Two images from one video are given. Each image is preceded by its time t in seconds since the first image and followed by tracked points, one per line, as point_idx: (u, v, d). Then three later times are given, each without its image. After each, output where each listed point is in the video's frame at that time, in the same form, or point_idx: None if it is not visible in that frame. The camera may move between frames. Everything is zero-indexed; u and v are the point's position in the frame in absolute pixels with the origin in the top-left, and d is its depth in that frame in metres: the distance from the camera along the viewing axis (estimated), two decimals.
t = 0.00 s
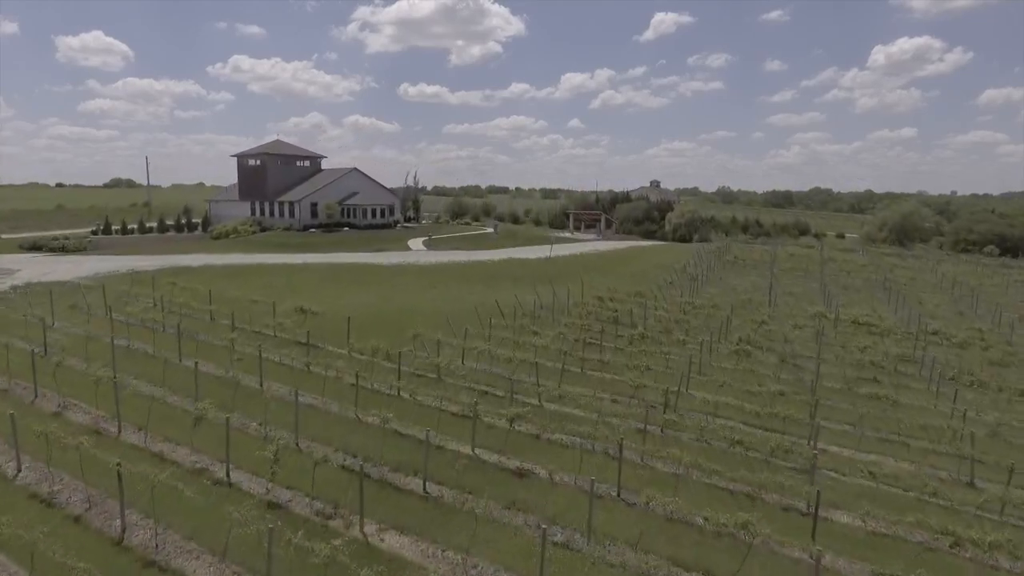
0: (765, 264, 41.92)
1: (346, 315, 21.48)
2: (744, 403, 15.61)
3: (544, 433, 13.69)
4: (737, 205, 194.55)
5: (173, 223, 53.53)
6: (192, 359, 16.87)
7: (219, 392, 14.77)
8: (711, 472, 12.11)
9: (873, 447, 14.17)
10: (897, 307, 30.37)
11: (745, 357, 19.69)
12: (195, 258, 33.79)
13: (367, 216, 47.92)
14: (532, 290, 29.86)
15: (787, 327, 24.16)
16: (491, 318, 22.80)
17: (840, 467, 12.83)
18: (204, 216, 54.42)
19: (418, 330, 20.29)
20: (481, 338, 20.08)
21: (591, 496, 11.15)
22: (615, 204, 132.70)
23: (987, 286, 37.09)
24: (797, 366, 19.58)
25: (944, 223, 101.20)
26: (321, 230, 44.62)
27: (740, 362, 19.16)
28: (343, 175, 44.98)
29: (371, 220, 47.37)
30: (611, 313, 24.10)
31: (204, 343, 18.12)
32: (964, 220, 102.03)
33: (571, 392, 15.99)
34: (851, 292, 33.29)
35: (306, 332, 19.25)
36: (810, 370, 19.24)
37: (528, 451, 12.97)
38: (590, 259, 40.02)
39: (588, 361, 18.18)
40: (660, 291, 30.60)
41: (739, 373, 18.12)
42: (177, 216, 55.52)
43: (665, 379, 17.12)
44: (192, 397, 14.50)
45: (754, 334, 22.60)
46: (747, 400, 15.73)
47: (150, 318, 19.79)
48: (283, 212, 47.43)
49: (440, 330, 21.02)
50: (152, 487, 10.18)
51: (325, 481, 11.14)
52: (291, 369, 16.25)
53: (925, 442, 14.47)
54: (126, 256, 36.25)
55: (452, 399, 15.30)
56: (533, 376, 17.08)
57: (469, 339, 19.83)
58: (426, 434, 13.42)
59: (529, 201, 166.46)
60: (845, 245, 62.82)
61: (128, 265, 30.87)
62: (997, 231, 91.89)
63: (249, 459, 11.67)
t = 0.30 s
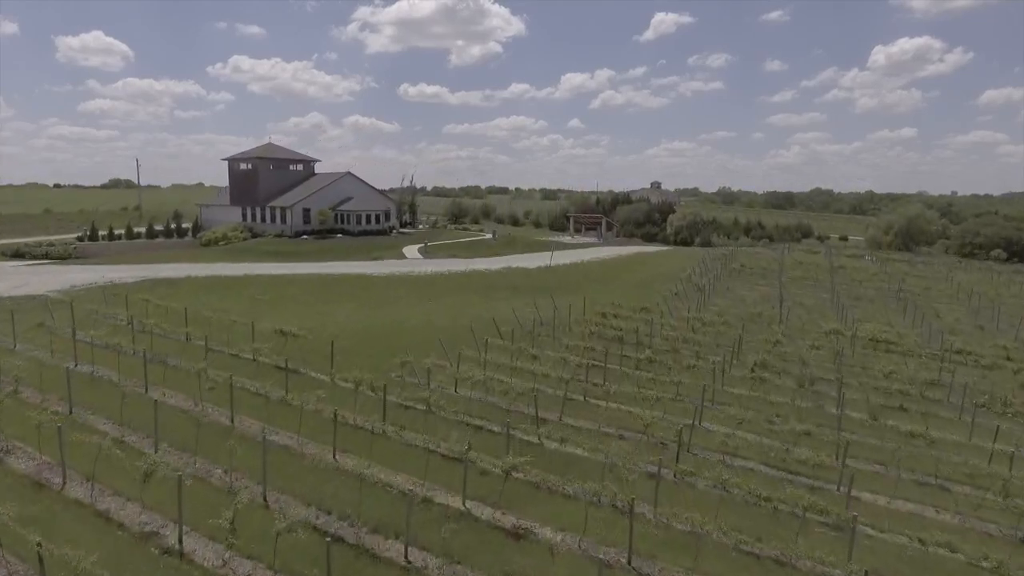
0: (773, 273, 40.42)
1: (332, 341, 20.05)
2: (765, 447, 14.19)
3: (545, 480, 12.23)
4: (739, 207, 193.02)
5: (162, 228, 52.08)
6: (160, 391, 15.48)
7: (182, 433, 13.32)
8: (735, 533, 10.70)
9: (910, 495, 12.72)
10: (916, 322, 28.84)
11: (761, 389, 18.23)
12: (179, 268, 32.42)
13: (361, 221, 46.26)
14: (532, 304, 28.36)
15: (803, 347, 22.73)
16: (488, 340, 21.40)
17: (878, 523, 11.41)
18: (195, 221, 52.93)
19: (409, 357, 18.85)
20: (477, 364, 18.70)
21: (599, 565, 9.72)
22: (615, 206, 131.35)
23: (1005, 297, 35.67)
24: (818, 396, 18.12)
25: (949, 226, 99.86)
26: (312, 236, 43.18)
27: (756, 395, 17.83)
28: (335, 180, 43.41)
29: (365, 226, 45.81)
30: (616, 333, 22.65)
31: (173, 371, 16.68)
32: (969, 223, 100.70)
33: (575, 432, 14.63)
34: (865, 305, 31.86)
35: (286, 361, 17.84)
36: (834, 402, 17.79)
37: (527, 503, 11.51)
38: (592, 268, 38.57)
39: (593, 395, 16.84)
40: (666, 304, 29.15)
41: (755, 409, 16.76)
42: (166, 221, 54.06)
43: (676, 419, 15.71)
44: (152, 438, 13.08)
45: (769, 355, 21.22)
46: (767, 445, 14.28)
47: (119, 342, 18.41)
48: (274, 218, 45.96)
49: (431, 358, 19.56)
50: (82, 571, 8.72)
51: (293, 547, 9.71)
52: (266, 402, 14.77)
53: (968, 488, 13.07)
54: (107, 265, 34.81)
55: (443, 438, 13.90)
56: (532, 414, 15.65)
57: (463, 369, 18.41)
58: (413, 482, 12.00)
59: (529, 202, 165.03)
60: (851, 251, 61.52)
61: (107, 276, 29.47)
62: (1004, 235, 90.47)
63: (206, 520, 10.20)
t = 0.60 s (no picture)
0: (782, 282, 38.90)
1: (315, 368, 18.65)
2: (790, 495, 12.75)
3: (545, 542, 10.78)
4: (740, 208, 191.53)
5: (151, 233, 50.63)
6: (120, 429, 14.02)
7: (136, 483, 11.85)
8: None
9: (959, 555, 11.22)
10: (936, 339, 27.35)
11: (780, 422, 16.81)
12: (162, 279, 30.97)
13: (355, 227, 44.36)
14: (531, 319, 26.96)
15: (820, 369, 21.29)
16: (484, 365, 20.02)
17: None
18: (184, 227, 51.42)
19: (398, 387, 17.42)
20: (471, 395, 17.29)
21: None
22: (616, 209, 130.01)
23: None
24: (843, 429, 16.67)
25: (955, 229, 98.51)
26: (304, 243, 41.71)
27: (775, 429, 16.41)
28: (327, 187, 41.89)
29: (359, 232, 44.27)
30: (621, 355, 21.22)
31: (136, 404, 15.24)
32: (976, 226, 99.35)
33: (578, 477, 13.22)
34: (881, 320, 30.42)
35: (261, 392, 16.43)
36: (861, 436, 16.32)
37: (524, 572, 10.03)
38: (594, 277, 37.15)
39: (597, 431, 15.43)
40: (673, 319, 27.74)
41: (776, 445, 15.32)
42: (156, 226, 52.57)
43: (690, 460, 14.26)
44: (101, 489, 11.60)
45: (785, 380, 19.82)
46: (792, 494, 12.82)
47: (83, 370, 17.02)
48: (265, 224, 44.48)
49: (422, 386, 18.14)
50: None
51: None
52: (234, 441, 13.30)
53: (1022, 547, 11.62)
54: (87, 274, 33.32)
55: (432, 486, 12.44)
56: (531, 454, 14.19)
57: (456, 400, 16.98)
58: (396, 544, 10.57)
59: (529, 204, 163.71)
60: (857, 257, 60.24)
61: (83, 288, 27.99)
62: (1012, 238, 89.22)
63: None
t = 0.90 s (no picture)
0: (791, 292, 37.45)
1: (296, 399, 17.22)
2: (823, 556, 11.28)
3: None
4: (742, 210, 190.12)
5: (139, 240, 49.13)
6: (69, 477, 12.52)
7: (78, 549, 10.36)
8: None
9: None
10: (960, 357, 25.85)
11: (804, 459, 15.36)
12: (143, 291, 29.51)
13: (348, 235, 42.88)
14: (530, 336, 25.50)
15: (841, 398, 19.84)
16: (480, 395, 18.60)
17: None
18: (174, 233, 49.92)
19: (385, 423, 15.99)
20: (465, 431, 15.87)
21: None
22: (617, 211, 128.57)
23: None
24: (872, 467, 15.22)
25: (961, 233, 97.11)
26: (295, 252, 40.23)
27: (798, 469, 14.96)
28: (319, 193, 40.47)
29: (352, 239, 42.75)
30: (627, 382, 19.78)
31: (92, 444, 13.77)
32: (982, 229, 97.91)
33: (584, 533, 11.77)
34: (899, 335, 28.97)
35: (234, 431, 14.98)
36: (893, 476, 14.86)
37: None
38: (597, 288, 35.63)
39: (603, 476, 14.00)
40: (680, 338, 26.26)
41: (801, 491, 13.88)
42: (144, 233, 51.09)
43: (707, 510, 12.81)
44: (35, 558, 10.09)
45: (804, 410, 18.39)
46: (825, 554, 11.35)
47: (39, 403, 15.57)
48: (255, 231, 43.00)
49: (412, 418, 16.69)
50: None
51: None
52: (195, 493, 11.83)
53: None
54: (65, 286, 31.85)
55: (418, 548, 10.93)
56: (531, 503, 12.73)
57: (448, 437, 15.53)
58: None
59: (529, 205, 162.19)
60: (864, 263, 58.84)
61: (57, 303, 26.51)
62: (1019, 242, 87.84)
63: None
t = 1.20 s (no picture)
0: (802, 304, 36.03)
1: (274, 435, 15.81)
2: None
3: None
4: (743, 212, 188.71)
5: (126, 246, 47.61)
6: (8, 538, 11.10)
7: None
8: None
9: None
10: (984, 378, 24.44)
11: (832, 504, 13.90)
12: (124, 305, 28.11)
13: (341, 241, 41.22)
14: (530, 357, 24.13)
15: (865, 430, 18.43)
16: (475, 427, 17.20)
17: None
18: (162, 239, 48.41)
19: (369, 464, 14.58)
20: (457, 473, 14.46)
21: None
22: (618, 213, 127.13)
23: None
24: (908, 515, 13.74)
25: (967, 236, 95.74)
26: (286, 260, 38.63)
27: (825, 517, 13.52)
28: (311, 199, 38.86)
29: (346, 247, 41.20)
30: (634, 412, 18.36)
31: (39, 497, 12.34)
32: (989, 232, 96.52)
33: None
34: (918, 353, 27.54)
35: (202, 477, 13.56)
36: (931, 525, 13.43)
37: None
38: (599, 299, 34.29)
39: (610, 529, 12.57)
40: (688, 357, 24.90)
41: (831, 546, 12.45)
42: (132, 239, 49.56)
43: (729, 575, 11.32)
44: None
45: (827, 445, 16.95)
46: None
47: None
48: (245, 238, 41.41)
49: (400, 456, 15.26)
50: None
51: None
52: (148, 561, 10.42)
53: None
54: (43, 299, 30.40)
55: None
56: (529, 565, 11.26)
57: (438, 480, 14.10)
58: None
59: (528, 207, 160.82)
60: (872, 270, 57.46)
61: (29, 320, 25.05)
62: None
63: None
